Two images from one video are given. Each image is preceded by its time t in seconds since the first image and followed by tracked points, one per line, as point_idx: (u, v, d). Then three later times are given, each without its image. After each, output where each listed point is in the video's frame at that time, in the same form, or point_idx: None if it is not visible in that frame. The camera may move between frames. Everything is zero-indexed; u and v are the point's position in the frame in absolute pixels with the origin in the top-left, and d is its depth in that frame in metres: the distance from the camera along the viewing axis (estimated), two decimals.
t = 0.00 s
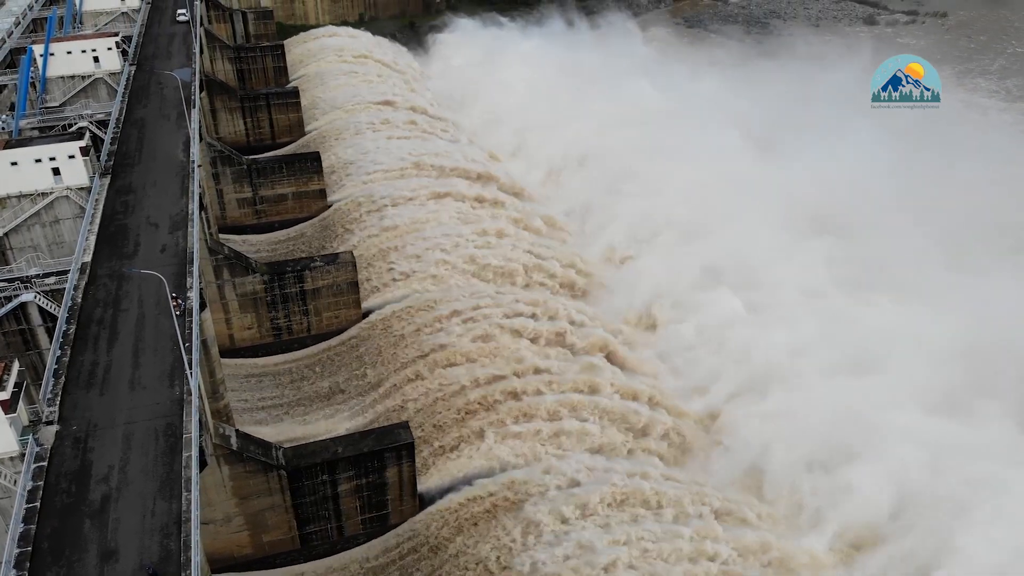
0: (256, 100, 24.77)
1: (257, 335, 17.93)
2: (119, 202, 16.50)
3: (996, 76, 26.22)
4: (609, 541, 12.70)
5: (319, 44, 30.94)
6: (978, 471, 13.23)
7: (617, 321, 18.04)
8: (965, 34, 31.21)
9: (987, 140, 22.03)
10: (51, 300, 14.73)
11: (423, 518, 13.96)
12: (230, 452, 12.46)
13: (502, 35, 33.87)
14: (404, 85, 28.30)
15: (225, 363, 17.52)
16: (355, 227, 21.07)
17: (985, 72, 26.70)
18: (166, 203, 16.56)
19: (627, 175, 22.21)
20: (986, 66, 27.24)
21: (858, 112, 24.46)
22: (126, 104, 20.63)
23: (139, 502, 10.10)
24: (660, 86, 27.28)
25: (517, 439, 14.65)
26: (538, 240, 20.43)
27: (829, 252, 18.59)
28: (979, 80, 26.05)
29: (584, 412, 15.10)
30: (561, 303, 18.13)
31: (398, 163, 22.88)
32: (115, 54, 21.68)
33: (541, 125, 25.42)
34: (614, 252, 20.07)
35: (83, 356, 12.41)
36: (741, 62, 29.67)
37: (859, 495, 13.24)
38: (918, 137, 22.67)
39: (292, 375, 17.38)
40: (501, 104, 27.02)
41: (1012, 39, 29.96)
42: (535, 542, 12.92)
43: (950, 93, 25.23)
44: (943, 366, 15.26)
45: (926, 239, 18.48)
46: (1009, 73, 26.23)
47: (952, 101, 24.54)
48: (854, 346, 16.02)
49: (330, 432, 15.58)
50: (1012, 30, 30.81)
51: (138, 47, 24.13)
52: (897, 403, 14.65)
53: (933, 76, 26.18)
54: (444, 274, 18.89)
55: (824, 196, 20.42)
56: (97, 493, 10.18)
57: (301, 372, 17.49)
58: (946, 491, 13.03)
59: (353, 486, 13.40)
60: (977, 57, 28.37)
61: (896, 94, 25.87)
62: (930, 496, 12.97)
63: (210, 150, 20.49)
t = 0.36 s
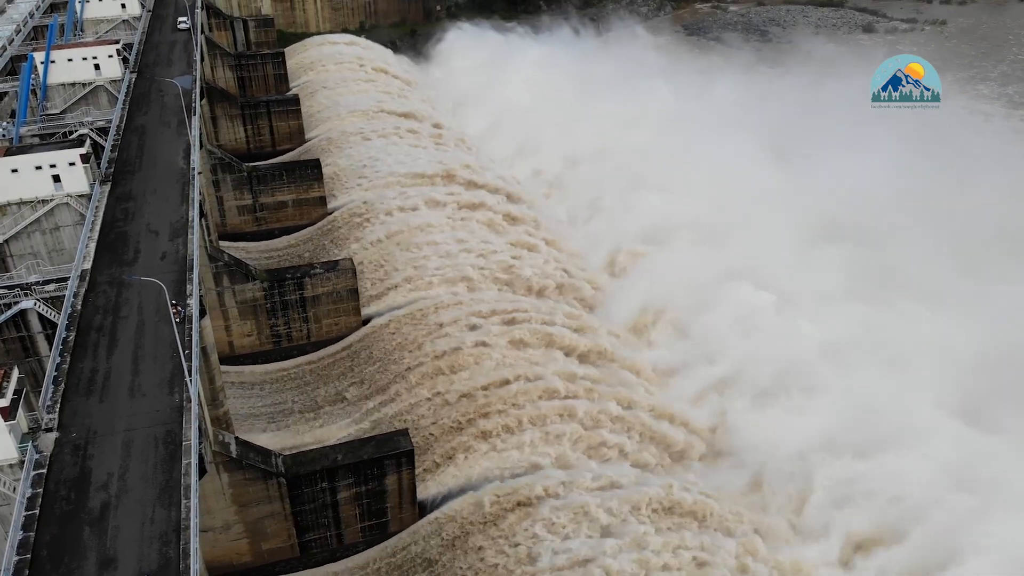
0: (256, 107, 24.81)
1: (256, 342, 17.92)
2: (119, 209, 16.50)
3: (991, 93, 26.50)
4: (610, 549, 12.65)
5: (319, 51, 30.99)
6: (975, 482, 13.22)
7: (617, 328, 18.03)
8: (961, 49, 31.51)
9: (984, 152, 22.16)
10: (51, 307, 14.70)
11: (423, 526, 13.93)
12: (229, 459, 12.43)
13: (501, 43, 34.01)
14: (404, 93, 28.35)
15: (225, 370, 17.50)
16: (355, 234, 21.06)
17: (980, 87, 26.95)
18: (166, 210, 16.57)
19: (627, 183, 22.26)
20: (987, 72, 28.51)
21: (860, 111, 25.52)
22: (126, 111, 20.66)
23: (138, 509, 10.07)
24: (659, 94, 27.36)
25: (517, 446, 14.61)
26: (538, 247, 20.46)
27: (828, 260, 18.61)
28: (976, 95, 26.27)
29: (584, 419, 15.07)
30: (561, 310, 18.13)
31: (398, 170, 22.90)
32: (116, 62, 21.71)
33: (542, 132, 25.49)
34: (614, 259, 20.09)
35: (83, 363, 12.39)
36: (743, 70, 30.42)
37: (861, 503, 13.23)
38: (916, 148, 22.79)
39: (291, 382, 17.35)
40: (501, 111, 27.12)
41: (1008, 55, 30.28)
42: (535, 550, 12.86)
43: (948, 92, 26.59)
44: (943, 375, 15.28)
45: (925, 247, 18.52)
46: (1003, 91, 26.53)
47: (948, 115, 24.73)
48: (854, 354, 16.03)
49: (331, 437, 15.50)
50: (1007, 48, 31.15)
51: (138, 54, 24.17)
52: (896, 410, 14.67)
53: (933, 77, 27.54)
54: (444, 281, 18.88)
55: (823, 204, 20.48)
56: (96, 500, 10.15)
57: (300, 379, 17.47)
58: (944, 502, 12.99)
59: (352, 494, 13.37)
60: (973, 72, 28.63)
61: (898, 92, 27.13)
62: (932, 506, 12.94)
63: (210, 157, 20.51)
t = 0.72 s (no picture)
0: (256, 114, 24.84)
1: (255, 349, 17.89)
2: (119, 216, 16.51)
3: (989, 104, 26.62)
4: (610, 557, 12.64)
5: (319, 59, 31.06)
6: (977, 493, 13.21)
7: (617, 335, 18.01)
8: (959, 59, 31.64)
9: (983, 163, 22.24)
10: (50, 314, 14.68)
11: (422, 534, 13.86)
12: (228, 466, 12.38)
13: (502, 51, 34.08)
14: (404, 100, 28.41)
15: (224, 377, 17.46)
16: (354, 241, 21.06)
17: (979, 98, 27.07)
18: (166, 217, 16.57)
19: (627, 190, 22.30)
20: (988, 78, 29.16)
21: (860, 118, 25.82)
22: (127, 118, 20.69)
23: (137, 516, 10.03)
24: (658, 101, 27.41)
25: (518, 453, 14.58)
26: (537, 254, 20.47)
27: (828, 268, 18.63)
28: (974, 106, 26.38)
29: (585, 426, 15.05)
30: (560, 317, 18.11)
31: (398, 177, 22.91)
32: (116, 69, 21.75)
33: (541, 140, 25.56)
34: (614, 266, 20.09)
35: (82, 370, 12.37)
36: (743, 78, 30.72)
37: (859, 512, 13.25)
38: (915, 158, 22.85)
39: (290, 389, 17.31)
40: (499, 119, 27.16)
41: (1005, 65, 30.43)
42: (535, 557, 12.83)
43: (947, 92, 27.77)
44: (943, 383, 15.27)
45: (925, 255, 18.54)
46: (1001, 102, 26.65)
47: (946, 126, 24.81)
48: (854, 362, 16.03)
49: (332, 446, 15.45)
50: (1005, 59, 31.31)
51: (139, 61, 24.21)
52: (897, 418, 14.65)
53: (933, 78, 28.67)
54: (444, 287, 18.87)
55: (823, 212, 20.51)
56: (95, 508, 10.12)
57: (299, 386, 17.43)
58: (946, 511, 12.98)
59: (352, 501, 13.33)
60: (971, 83, 28.76)
61: (898, 93, 28.26)
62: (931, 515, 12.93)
63: (211, 164, 20.54)
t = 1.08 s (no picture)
0: (257, 122, 24.89)
1: (255, 356, 17.87)
2: (120, 223, 16.51)
3: (988, 112, 26.68)
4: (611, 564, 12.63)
5: (319, 67, 31.14)
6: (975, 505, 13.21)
7: (615, 343, 18.00)
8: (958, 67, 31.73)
9: (982, 172, 22.29)
10: (50, 321, 14.67)
11: (422, 541, 13.83)
12: (228, 473, 12.37)
13: (502, 58, 34.16)
14: (404, 107, 28.47)
15: (223, 384, 17.43)
16: (354, 248, 21.06)
17: (978, 106, 27.14)
18: (166, 224, 16.58)
19: (626, 197, 22.35)
20: (989, 85, 29.36)
21: (859, 125, 25.94)
22: (127, 125, 20.72)
23: (136, 524, 10.01)
24: (658, 109, 27.46)
25: (517, 461, 14.56)
26: (537, 261, 20.49)
27: (827, 276, 18.63)
28: (972, 115, 26.43)
29: (585, 434, 15.01)
30: (559, 323, 18.11)
31: (398, 184, 22.93)
32: (117, 76, 21.80)
33: (541, 146, 25.61)
34: (614, 275, 20.11)
35: (81, 378, 12.35)
36: (743, 85, 30.86)
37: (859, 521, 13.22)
38: (914, 166, 22.90)
39: (290, 395, 17.28)
40: (499, 127, 27.22)
41: (1004, 74, 30.52)
42: (535, 564, 12.81)
43: (946, 93, 28.65)
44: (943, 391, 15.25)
45: (924, 265, 18.57)
46: (1000, 111, 26.72)
47: (945, 136, 24.84)
48: (854, 370, 16.03)
49: (331, 453, 15.39)
50: (1003, 68, 31.43)
51: (140, 69, 24.26)
52: (894, 424, 14.66)
53: (932, 78, 29.51)
54: (445, 294, 18.88)
55: (823, 220, 20.55)
56: (94, 515, 10.10)
57: (298, 393, 17.41)
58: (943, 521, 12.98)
59: (351, 509, 13.30)
60: (970, 91, 28.82)
61: (898, 92, 29.06)
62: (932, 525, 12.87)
63: (211, 171, 20.53)
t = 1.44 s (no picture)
0: (257, 129, 24.92)
1: (254, 364, 17.85)
2: (120, 230, 16.50)
3: (988, 120, 26.73)
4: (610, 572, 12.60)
5: (319, 74, 31.20)
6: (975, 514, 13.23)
7: (616, 350, 18.00)
8: (957, 75, 31.81)
9: (982, 182, 22.35)
10: (50, 327, 14.63)
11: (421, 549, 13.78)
12: (227, 480, 12.35)
13: (502, 67, 34.25)
14: (405, 115, 28.54)
15: (223, 391, 17.39)
16: (354, 255, 21.06)
17: (977, 114, 27.21)
18: (166, 231, 16.59)
19: (627, 204, 22.39)
20: (989, 93, 29.45)
21: (860, 133, 26.03)
22: (128, 132, 20.76)
23: (135, 532, 9.98)
24: (658, 117, 27.52)
25: (517, 468, 14.55)
26: (537, 268, 20.50)
27: (828, 285, 18.67)
28: (972, 123, 26.48)
29: (586, 441, 14.99)
30: (559, 331, 18.10)
31: (398, 192, 22.96)
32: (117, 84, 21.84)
33: (541, 154, 25.66)
34: (614, 282, 20.16)
35: (81, 385, 12.34)
36: (743, 92, 30.95)
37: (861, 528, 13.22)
38: (914, 176, 23.01)
39: (289, 403, 17.24)
40: (499, 134, 27.26)
41: (1003, 82, 30.61)
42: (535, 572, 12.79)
43: (946, 93, 29.30)
44: (944, 403, 15.29)
45: (924, 277, 18.62)
46: (1000, 119, 26.77)
47: (945, 146, 24.92)
48: (856, 378, 16.05)
49: (331, 460, 15.30)
50: (1002, 76, 31.51)
51: (141, 76, 24.30)
52: (895, 435, 14.69)
53: (932, 78, 30.12)
54: (444, 301, 18.87)
55: (823, 228, 20.63)
56: (93, 522, 10.08)
57: (298, 400, 17.39)
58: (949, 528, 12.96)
59: (351, 516, 13.27)
60: (970, 99, 28.89)
61: (897, 93, 29.73)
62: (932, 532, 12.88)
63: (211, 179, 20.53)
